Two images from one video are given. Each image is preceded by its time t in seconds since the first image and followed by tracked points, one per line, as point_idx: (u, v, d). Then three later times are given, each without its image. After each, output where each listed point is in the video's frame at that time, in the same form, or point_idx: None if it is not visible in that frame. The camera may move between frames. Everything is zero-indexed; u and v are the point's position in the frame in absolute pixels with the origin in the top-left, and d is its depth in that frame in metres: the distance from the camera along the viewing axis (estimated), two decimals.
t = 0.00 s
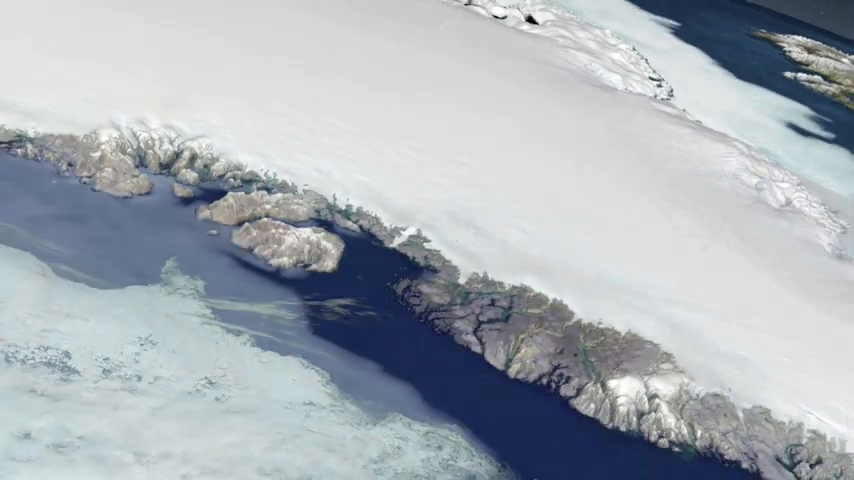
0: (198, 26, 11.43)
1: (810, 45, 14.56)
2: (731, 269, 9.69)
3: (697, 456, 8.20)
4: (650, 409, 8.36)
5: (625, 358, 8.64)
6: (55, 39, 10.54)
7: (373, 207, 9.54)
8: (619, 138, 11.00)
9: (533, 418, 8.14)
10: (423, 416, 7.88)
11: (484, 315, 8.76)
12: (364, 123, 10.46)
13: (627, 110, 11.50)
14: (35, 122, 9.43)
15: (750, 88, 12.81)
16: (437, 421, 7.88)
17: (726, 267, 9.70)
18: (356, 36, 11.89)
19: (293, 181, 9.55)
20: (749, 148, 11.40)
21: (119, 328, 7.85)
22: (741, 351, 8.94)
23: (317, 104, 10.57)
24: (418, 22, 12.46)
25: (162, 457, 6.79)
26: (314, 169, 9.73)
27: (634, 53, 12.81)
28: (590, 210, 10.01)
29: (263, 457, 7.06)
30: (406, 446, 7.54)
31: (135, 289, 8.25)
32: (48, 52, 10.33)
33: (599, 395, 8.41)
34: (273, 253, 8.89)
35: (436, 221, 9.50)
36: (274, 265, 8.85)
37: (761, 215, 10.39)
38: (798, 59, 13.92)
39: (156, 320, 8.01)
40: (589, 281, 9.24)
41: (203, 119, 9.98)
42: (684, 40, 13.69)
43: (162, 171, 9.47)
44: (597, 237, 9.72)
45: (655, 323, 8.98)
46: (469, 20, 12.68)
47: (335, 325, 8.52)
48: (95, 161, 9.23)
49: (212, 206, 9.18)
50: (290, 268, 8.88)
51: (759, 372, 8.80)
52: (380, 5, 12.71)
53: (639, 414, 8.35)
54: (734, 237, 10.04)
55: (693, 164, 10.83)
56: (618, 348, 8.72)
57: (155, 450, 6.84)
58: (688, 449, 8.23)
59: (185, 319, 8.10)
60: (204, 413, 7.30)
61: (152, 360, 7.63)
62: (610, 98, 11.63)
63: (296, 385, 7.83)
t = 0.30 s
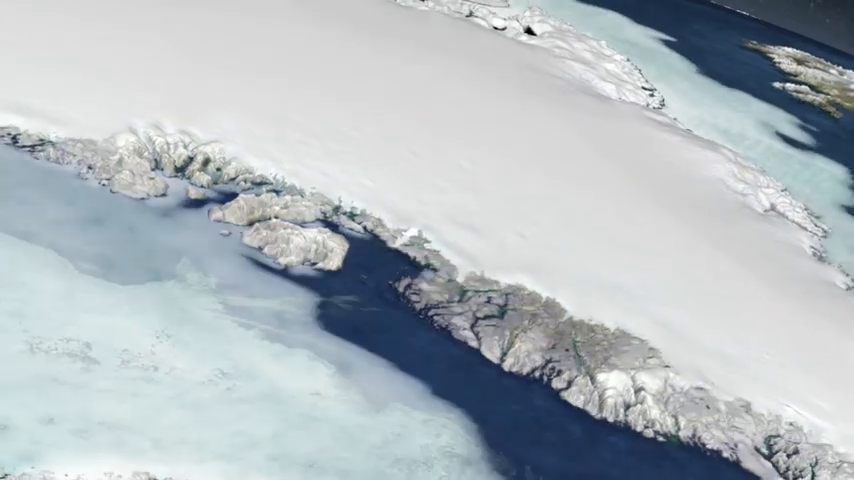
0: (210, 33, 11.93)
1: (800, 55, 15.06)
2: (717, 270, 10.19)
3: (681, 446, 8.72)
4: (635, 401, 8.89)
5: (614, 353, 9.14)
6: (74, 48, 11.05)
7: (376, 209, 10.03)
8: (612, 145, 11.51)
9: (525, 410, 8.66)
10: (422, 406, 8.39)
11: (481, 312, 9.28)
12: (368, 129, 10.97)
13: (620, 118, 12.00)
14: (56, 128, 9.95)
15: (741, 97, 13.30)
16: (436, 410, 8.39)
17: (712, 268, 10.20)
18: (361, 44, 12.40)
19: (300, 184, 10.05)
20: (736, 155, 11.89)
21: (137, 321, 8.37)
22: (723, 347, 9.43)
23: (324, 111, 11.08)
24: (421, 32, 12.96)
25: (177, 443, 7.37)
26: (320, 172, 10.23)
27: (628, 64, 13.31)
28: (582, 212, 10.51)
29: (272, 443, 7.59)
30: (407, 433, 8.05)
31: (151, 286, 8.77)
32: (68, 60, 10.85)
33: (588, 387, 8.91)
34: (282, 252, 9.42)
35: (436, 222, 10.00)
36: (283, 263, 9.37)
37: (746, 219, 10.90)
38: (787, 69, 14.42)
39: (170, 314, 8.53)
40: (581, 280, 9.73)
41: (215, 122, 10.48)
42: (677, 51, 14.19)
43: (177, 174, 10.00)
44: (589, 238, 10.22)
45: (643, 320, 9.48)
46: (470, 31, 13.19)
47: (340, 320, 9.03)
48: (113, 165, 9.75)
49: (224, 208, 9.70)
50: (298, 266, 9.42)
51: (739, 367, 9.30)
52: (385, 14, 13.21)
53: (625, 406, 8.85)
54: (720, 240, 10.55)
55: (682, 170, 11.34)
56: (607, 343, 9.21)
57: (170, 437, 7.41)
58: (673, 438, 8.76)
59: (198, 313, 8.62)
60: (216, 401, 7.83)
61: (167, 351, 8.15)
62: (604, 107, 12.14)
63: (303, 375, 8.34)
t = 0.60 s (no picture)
0: (220, 40, 12.45)
1: (790, 66, 15.57)
2: (703, 271, 10.71)
3: (667, 436, 9.26)
4: (624, 394, 9.42)
5: (604, 348, 9.66)
6: (91, 54, 11.57)
7: (379, 211, 10.54)
8: (605, 151, 12.03)
9: (519, 403, 9.20)
10: (422, 396, 8.92)
11: (478, 309, 9.79)
12: (372, 135, 11.49)
13: (614, 125, 12.52)
14: (76, 131, 10.44)
15: (731, 106, 13.81)
16: (435, 400, 8.92)
17: (698, 269, 10.71)
18: (366, 53, 12.91)
19: (307, 188, 10.59)
20: (725, 162, 12.40)
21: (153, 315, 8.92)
22: (707, 344, 9.95)
23: (330, 117, 11.61)
24: (423, 41, 13.48)
25: (190, 431, 7.92)
26: (325, 176, 10.76)
27: (622, 73, 13.83)
28: (575, 216, 11.03)
29: (280, 431, 8.14)
30: (407, 421, 8.59)
31: (166, 281, 9.30)
32: (86, 67, 11.37)
33: (579, 380, 9.44)
34: (289, 252, 9.95)
35: (436, 224, 10.52)
36: (291, 262, 9.90)
37: (733, 223, 11.41)
38: (777, 79, 14.94)
39: (184, 308, 9.06)
40: (573, 279, 10.25)
41: (226, 127, 11.01)
42: (670, 62, 14.71)
43: (190, 177, 10.53)
44: (582, 240, 10.73)
45: (631, 318, 10.00)
46: (470, 42, 13.71)
47: (345, 315, 9.55)
48: (130, 168, 10.30)
49: (235, 209, 10.22)
50: (305, 265, 9.94)
51: (722, 363, 9.81)
52: (388, 24, 13.73)
53: (613, 399, 9.37)
54: (706, 243, 11.07)
55: (672, 175, 11.87)
56: (598, 339, 9.74)
57: (184, 425, 7.96)
58: (659, 430, 9.29)
59: (210, 308, 9.15)
60: (227, 390, 8.38)
61: (181, 343, 8.69)
62: (598, 115, 12.66)
63: (310, 366, 8.87)
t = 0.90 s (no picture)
0: (231, 49, 12.99)
1: (780, 76, 16.10)
2: (690, 272, 11.23)
3: (653, 427, 9.79)
4: (613, 387, 9.94)
5: (594, 344, 10.18)
6: (107, 62, 12.11)
7: (382, 213, 11.07)
8: (599, 157, 12.55)
9: (513, 395, 9.72)
10: (422, 388, 9.46)
11: (475, 306, 10.32)
12: (375, 141, 12.02)
13: (608, 133, 13.04)
14: (94, 136, 10.98)
15: (722, 115, 14.33)
16: (434, 393, 9.46)
17: (686, 270, 11.24)
18: (371, 62, 13.45)
19: (313, 190, 11.11)
20: (715, 167, 12.93)
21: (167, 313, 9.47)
22: (693, 341, 10.48)
23: (336, 123, 12.14)
24: (425, 51, 14.02)
25: (203, 420, 8.46)
26: (331, 179, 11.29)
27: (617, 82, 14.36)
28: (569, 219, 11.55)
29: (287, 421, 8.68)
30: (407, 411, 9.13)
31: (179, 279, 9.84)
32: (103, 74, 11.91)
33: (570, 374, 9.97)
34: (297, 251, 10.50)
35: (436, 225, 11.04)
36: (298, 261, 10.45)
37: (720, 226, 11.93)
38: (767, 88, 15.46)
39: (197, 305, 9.61)
40: (566, 279, 10.78)
41: (237, 132, 11.54)
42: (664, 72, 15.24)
43: (203, 180, 11.06)
44: (575, 242, 11.26)
45: (622, 315, 10.53)
46: (471, 52, 14.25)
47: (349, 312, 10.09)
48: (146, 172, 10.84)
49: (246, 210, 10.76)
50: (311, 264, 10.49)
51: (706, 358, 10.33)
52: (392, 34, 14.27)
53: (602, 392, 9.91)
54: (694, 246, 11.59)
55: (663, 181, 12.39)
56: (589, 335, 10.26)
57: (197, 414, 8.50)
58: (646, 421, 9.82)
59: (221, 305, 9.69)
60: (237, 382, 8.91)
61: (194, 338, 9.23)
62: (593, 122, 13.18)
63: (315, 360, 9.41)
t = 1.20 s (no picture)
0: (241, 57, 13.53)
1: (772, 86, 16.62)
2: (679, 273, 11.75)
3: (640, 419, 10.32)
4: (603, 381, 10.46)
5: (586, 340, 10.70)
6: (123, 70, 12.66)
7: (385, 215, 11.60)
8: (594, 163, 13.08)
9: (509, 388, 10.24)
10: (421, 381, 10.00)
11: (473, 303, 10.85)
12: (379, 146, 12.56)
13: (603, 140, 13.58)
14: (111, 141, 11.50)
15: (714, 123, 14.85)
16: (433, 386, 9.99)
17: (676, 271, 11.77)
18: (375, 71, 13.99)
19: (320, 193, 11.64)
20: (705, 173, 13.45)
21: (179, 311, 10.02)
22: (680, 338, 11.00)
23: (341, 129, 12.68)
24: (428, 60, 14.56)
25: (214, 409, 9.01)
26: (337, 183, 11.82)
27: (612, 91, 14.91)
28: (564, 222, 12.08)
29: (293, 411, 9.22)
30: (407, 403, 9.68)
31: (191, 278, 10.39)
32: (119, 81, 12.46)
33: (563, 368, 10.49)
34: (304, 250, 11.04)
35: (437, 227, 11.58)
36: (305, 260, 11.01)
37: (709, 230, 12.46)
38: (759, 98, 15.98)
39: (208, 303, 10.16)
40: (561, 279, 11.30)
41: (247, 137, 12.07)
42: (658, 82, 15.78)
43: (215, 182, 11.64)
44: (570, 244, 11.79)
45: (613, 314, 11.05)
46: (472, 61, 14.79)
47: (352, 308, 10.63)
48: (160, 175, 11.39)
49: (256, 211, 11.33)
50: (318, 263, 11.05)
51: (693, 354, 10.85)
52: (396, 44, 14.81)
53: (593, 386, 10.43)
54: (683, 248, 12.11)
55: (654, 186, 12.93)
56: (581, 332, 10.78)
57: (208, 403, 9.05)
58: (634, 414, 10.34)
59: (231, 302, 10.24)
60: (246, 374, 9.46)
61: (205, 333, 9.78)
62: (588, 129, 13.72)
63: (320, 354, 9.94)
